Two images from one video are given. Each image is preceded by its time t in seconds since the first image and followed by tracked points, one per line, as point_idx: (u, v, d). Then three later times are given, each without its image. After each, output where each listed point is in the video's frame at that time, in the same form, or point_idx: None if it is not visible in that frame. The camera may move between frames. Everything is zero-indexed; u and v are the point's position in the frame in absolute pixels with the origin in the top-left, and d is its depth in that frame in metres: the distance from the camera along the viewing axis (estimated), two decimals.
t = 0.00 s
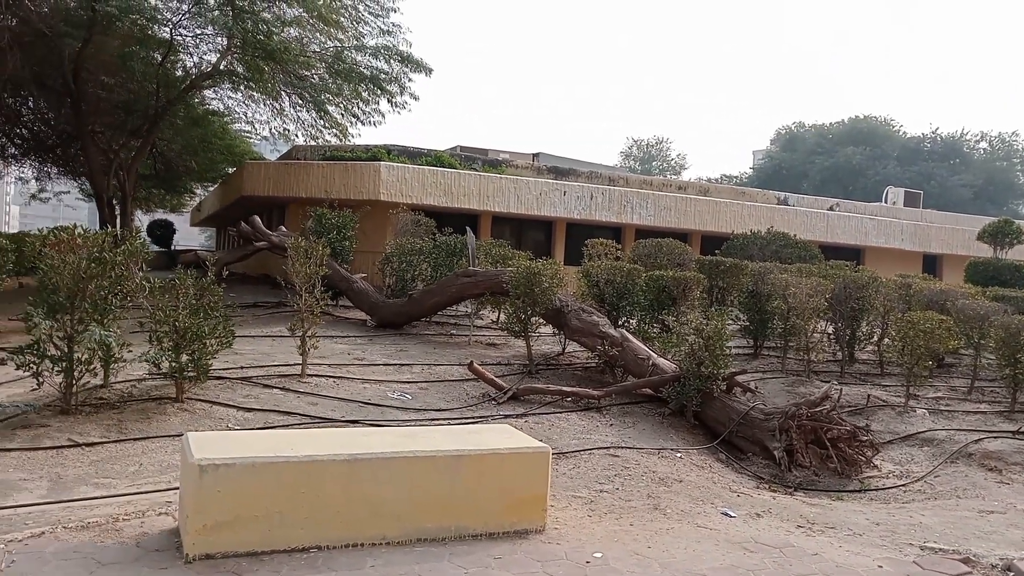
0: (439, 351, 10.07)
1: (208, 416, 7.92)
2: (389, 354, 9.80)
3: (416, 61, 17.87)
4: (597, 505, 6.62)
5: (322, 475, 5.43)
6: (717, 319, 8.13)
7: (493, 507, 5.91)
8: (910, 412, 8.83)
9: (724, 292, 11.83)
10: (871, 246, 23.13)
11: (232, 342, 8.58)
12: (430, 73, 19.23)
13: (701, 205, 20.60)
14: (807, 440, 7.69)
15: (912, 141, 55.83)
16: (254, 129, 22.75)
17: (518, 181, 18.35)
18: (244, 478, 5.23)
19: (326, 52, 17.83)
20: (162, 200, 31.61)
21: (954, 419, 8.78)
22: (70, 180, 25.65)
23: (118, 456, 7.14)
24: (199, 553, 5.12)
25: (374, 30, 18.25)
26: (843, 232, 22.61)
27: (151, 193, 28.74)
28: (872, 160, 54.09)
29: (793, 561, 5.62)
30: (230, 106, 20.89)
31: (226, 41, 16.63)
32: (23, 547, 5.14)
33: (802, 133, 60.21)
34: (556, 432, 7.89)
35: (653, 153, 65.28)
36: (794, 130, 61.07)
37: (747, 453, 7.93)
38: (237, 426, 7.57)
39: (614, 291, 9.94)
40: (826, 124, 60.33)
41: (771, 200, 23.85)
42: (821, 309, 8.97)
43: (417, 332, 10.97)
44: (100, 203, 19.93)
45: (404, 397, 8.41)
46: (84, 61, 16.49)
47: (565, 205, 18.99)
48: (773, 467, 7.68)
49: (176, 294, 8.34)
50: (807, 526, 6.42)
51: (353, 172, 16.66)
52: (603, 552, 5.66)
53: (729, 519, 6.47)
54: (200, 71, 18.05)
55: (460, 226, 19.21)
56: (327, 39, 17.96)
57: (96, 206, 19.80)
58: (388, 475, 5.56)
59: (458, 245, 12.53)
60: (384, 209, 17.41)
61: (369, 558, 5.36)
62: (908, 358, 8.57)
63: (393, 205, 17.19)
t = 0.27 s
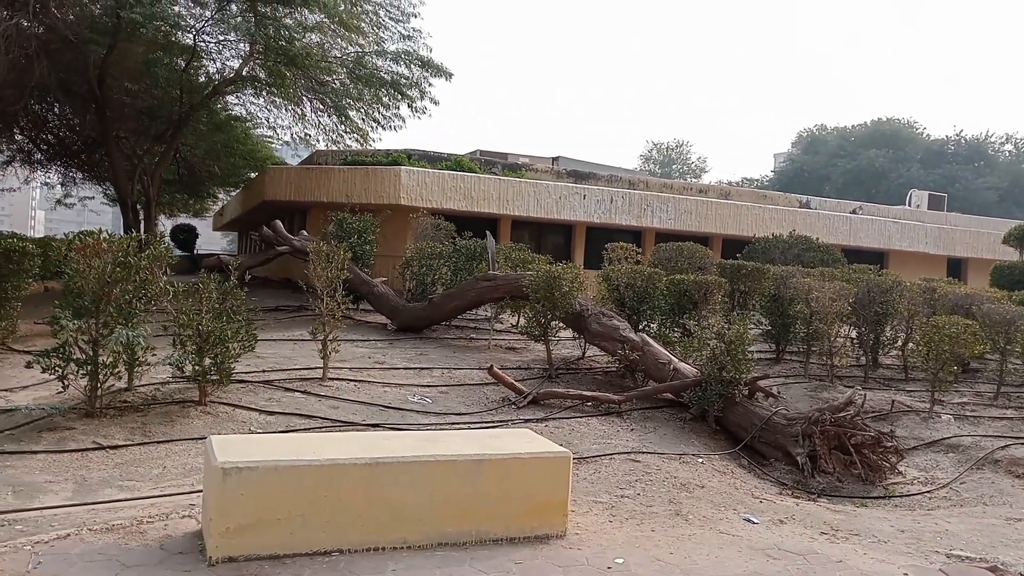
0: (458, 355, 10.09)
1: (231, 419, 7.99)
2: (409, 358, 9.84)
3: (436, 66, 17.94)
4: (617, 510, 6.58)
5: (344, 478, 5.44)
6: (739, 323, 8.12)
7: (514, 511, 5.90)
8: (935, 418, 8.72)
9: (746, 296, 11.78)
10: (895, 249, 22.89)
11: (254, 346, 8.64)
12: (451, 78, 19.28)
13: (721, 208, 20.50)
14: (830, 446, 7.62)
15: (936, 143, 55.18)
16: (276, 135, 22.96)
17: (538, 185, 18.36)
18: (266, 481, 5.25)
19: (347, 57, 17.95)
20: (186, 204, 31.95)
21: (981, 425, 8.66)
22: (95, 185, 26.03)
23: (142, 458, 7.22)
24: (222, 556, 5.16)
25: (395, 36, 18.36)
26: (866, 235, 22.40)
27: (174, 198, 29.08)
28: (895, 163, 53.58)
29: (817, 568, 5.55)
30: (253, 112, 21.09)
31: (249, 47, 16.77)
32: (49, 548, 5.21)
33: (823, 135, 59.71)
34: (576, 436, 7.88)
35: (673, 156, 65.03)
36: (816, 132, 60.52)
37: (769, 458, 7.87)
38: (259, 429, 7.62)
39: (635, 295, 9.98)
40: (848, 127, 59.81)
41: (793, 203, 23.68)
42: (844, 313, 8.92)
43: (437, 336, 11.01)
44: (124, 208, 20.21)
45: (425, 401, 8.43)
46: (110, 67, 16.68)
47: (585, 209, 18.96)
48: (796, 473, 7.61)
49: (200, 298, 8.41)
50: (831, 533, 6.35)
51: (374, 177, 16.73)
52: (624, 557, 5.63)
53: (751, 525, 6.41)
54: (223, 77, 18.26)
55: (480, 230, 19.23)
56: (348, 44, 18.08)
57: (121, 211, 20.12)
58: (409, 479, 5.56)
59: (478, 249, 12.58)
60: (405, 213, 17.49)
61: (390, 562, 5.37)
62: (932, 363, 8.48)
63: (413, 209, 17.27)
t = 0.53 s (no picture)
0: (475, 358, 10.11)
1: (249, 422, 8.04)
2: (426, 361, 9.87)
3: (453, 70, 17.97)
4: (634, 515, 6.55)
5: (361, 481, 5.45)
6: (757, 327, 8.07)
7: (531, 516, 5.88)
8: (956, 423, 8.62)
9: (763, 300, 11.72)
10: (915, 252, 22.67)
11: (272, 350, 8.67)
12: (467, 81, 19.30)
13: (739, 211, 20.40)
14: (850, 451, 7.56)
15: (956, 145, 54.62)
16: (293, 139, 23.12)
17: (554, 189, 18.35)
18: (285, 484, 5.28)
19: (364, 62, 18.03)
20: (205, 208, 32.22)
21: (1002, 430, 8.56)
22: (115, 189, 26.32)
23: (161, 461, 7.27)
24: (241, 558, 5.19)
25: (412, 40, 18.43)
26: (885, 239, 22.22)
27: (193, 202, 29.35)
28: (914, 166, 53.15)
29: (837, 574, 5.48)
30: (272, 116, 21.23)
31: (267, 52, 16.86)
32: (69, 550, 5.26)
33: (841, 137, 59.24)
34: (593, 440, 7.86)
35: (690, 159, 64.80)
36: (833, 134, 60.06)
37: (788, 463, 7.81)
38: (276, 432, 7.66)
39: (651, 298, 9.97)
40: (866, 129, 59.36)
41: (811, 206, 23.53)
42: (864, 317, 8.86)
43: (453, 339, 11.03)
44: (144, 213, 20.44)
45: (441, 405, 8.45)
46: (129, 73, 16.84)
47: (601, 212, 18.92)
48: (814, 478, 7.56)
49: (218, 302, 8.46)
50: (850, 539, 6.28)
51: (391, 181, 16.82)
52: (641, 562, 5.59)
53: (770, 531, 6.35)
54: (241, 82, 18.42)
55: (496, 234, 19.23)
56: (365, 48, 18.18)
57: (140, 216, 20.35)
58: (426, 483, 5.57)
59: (494, 253, 12.60)
60: (422, 217, 17.53)
61: (407, 566, 5.37)
62: (953, 367, 8.39)
63: (430, 213, 17.32)
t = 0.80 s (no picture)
0: (490, 367, 10.12)
1: (266, 432, 8.08)
2: (442, 371, 9.90)
3: (468, 79, 18.00)
4: (651, 526, 6.51)
5: (377, 493, 5.46)
6: (774, 336, 8.04)
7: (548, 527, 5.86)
8: (978, 432, 8.51)
9: (781, 308, 11.65)
10: (934, 258, 22.43)
11: (289, 360, 8.71)
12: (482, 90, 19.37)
13: (756, 218, 20.29)
14: (869, 461, 7.49)
15: (976, 148, 54.00)
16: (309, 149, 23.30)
17: (569, 197, 18.34)
18: (301, 496, 5.30)
19: (379, 72, 18.09)
20: (223, 219, 32.52)
21: None
22: (134, 200, 26.62)
23: (179, 472, 7.33)
24: (258, 570, 5.21)
25: (427, 49, 18.51)
26: (904, 245, 22.00)
27: (211, 213, 29.65)
28: (932, 170, 52.66)
29: None
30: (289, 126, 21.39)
31: (284, 63, 17.02)
32: (88, 562, 5.31)
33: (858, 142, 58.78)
34: (610, 450, 7.83)
35: (706, 166, 64.56)
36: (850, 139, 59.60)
37: (807, 473, 7.74)
38: (293, 443, 7.69)
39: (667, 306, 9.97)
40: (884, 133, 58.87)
41: (828, 213, 23.36)
42: (883, 325, 8.79)
43: (469, 349, 11.05)
44: (163, 223, 20.63)
45: (456, 415, 8.45)
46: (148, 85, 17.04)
47: (617, 220, 18.90)
48: (834, 488, 7.48)
49: (236, 313, 8.53)
50: (871, 550, 6.20)
51: (407, 191, 16.85)
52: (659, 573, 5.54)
53: (789, 542, 6.29)
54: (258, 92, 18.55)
55: (511, 243, 19.24)
56: (381, 58, 18.24)
57: (159, 226, 20.56)
58: (442, 494, 5.56)
59: (509, 262, 12.62)
60: (438, 225, 17.60)
61: None
62: (974, 375, 8.29)
63: (445, 221, 17.35)
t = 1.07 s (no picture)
0: (508, 372, 10.11)
1: (285, 435, 8.10)
2: (459, 375, 9.89)
3: (485, 85, 18.06)
4: (671, 531, 6.45)
5: (397, 496, 5.45)
6: (795, 341, 7.98)
7: (567, 532, 5.82)
8: (1002, 439, 8.40)
9: (801, 313, 11.58)
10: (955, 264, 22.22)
11: (307, 363, 8.72)
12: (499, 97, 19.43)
13: (774, 223, 20.21)
14: (892, 467, 7.40)
15: (996, 155, 53.52)
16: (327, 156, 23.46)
17: (586, 202, 18.33)
18: (321, 497, 5.29)
19: (396, 79, 18.35)
20: (242, 225, 32.77)
21: None
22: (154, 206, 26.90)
23: (199, 474, 7.35)
24: (278, 571, 5.21)
25: (444, 57, 18.60)
26: (925, 251, 21.83)
27: (230, 219, 29.89)
28: (952, 176, 52.25)
29: None
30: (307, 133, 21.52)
31: (302, 71, 17.15)
32: (109, 562, 5.32)
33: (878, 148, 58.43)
34: (629, 455, 7.79)
35: (723, 171, 64.43)
36: (868, 145, 59.26)
37: (828, 479, 7.66)
38: (312, 445, 7.70)
39: (686, 311, 9.94)
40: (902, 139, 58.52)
41: (848, 218, 23.22)
42: (905, 331, 8.72)
43: (486, 353, 11.05)
44: (182, 228, 20.82)
45: (474, 418, 8.44)
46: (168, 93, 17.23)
47: (634, 225, 18.87)
48: (856, 494, 7.40)
49: (255, 316, 8.56)
50: (895, 557, 6.11)
51: (424, 196, 16.94)
52: None
53: (811, 549, 6.21)
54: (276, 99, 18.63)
55: (528, 248, 19.26)
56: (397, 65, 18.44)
57: (178, 231, 20.74)
58: (462, 497, 5.54)
59: (526, 267, 12.62)
60: (455, 231, 17.64)
61: None
62: (998, 382, 8.19)
63: (462, 227, 17.37)
